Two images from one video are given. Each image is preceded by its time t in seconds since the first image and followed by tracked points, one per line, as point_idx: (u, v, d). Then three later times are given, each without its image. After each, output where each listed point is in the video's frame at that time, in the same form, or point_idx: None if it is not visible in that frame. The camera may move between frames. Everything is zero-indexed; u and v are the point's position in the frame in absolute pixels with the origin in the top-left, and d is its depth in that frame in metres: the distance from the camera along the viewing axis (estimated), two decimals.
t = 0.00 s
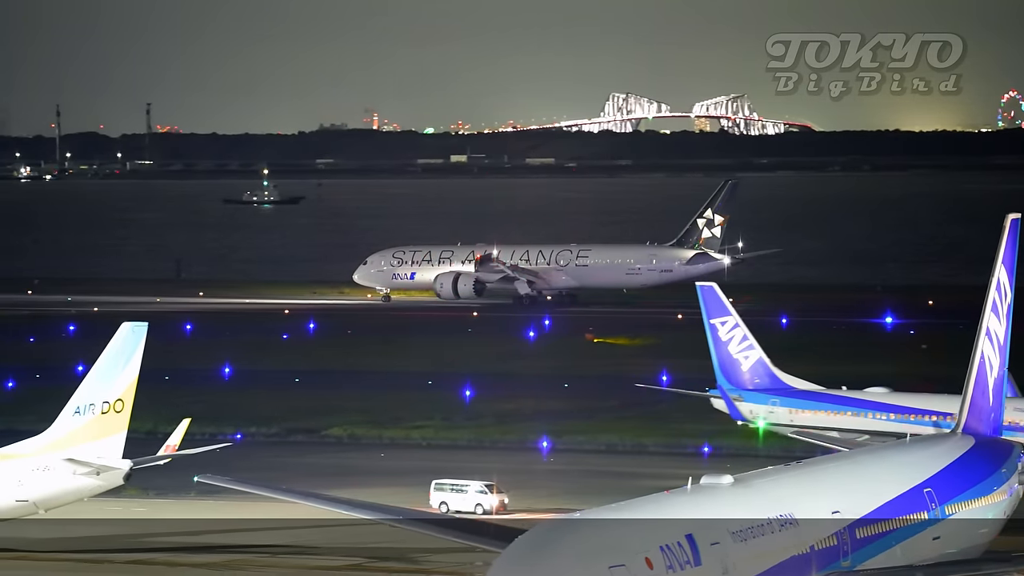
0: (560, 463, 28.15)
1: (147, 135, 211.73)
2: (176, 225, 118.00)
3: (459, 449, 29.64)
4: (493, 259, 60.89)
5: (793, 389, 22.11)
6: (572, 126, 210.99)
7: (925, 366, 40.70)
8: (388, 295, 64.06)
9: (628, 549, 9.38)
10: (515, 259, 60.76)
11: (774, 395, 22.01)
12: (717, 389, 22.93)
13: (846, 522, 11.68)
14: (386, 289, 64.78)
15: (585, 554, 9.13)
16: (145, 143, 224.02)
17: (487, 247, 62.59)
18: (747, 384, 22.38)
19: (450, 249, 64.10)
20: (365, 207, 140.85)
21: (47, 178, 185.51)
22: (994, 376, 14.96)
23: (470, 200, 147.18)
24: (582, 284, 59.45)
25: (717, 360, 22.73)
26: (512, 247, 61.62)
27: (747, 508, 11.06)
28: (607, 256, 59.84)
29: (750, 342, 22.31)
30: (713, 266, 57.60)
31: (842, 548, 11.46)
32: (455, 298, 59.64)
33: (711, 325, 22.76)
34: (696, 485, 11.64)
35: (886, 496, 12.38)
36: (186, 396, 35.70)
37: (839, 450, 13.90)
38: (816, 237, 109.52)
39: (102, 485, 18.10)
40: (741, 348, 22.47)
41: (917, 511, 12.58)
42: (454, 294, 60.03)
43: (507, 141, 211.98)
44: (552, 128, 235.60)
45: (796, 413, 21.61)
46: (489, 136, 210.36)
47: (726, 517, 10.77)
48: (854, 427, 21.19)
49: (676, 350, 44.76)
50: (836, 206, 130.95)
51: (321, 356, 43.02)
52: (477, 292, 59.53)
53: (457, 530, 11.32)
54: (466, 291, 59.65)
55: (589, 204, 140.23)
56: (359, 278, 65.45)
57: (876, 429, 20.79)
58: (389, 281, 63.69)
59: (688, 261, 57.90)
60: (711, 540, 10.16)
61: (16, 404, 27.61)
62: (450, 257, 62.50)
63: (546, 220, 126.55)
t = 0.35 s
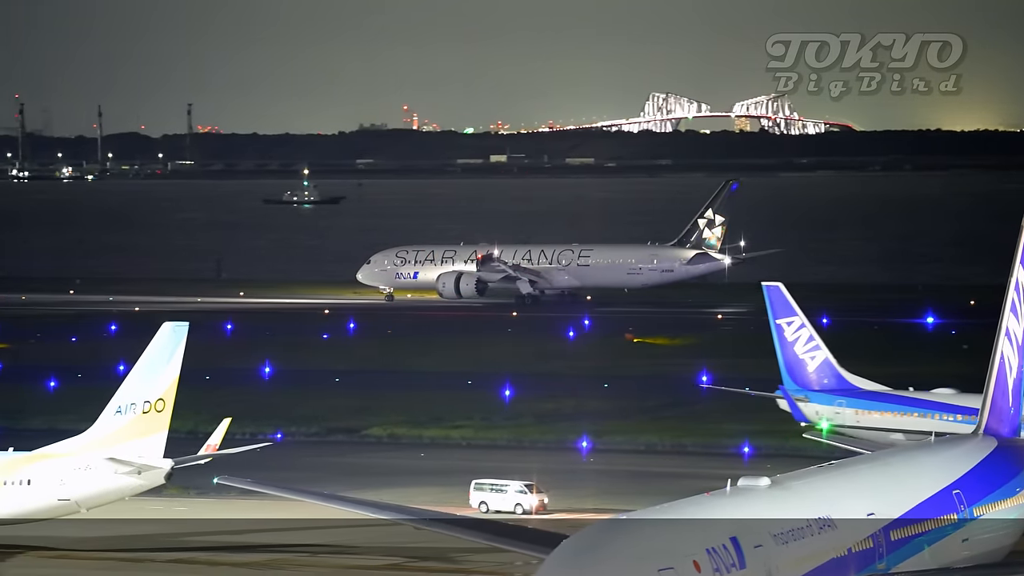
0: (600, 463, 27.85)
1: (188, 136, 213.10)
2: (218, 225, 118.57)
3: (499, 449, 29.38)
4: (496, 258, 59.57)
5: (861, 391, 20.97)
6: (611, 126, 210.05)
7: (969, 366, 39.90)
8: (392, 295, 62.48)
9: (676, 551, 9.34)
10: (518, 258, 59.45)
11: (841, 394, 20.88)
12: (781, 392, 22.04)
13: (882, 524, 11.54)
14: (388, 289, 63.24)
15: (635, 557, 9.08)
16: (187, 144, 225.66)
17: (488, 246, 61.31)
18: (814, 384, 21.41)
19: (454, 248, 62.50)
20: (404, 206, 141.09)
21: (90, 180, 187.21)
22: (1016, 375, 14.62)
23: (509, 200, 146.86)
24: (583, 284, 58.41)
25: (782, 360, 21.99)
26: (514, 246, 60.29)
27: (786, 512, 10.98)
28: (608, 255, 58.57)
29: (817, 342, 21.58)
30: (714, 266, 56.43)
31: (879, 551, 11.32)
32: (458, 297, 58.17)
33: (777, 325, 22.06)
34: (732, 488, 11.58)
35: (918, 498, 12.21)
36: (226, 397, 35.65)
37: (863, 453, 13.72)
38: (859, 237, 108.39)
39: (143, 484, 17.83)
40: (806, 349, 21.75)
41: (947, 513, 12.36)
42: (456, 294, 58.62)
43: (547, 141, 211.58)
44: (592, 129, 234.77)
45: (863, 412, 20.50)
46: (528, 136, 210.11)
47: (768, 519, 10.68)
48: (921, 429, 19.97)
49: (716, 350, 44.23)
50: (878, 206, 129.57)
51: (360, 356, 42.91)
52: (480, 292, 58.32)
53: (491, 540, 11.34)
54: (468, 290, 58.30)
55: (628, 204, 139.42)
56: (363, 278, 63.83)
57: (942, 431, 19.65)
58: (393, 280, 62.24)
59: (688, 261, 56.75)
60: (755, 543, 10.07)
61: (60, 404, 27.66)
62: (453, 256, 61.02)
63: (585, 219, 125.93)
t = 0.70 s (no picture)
0: (638, 463, 27.64)
1: (227, 137, 214.37)
2: (256, 226, 119.18)
3: (537, 449, 29.21)
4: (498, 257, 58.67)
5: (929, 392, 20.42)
6: (649, 126, 209.01)
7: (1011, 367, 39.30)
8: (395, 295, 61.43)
9: (724, 554, 9.87)
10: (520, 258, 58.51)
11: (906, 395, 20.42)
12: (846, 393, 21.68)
13: (914, 526, 12.36)
14: (389, 288, 62.18)
15: (685, 560, 9.62)
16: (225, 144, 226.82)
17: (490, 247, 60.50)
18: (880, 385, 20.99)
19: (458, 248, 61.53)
20: (441, 207, 141.10)
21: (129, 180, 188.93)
22: None
23: (547, 201, 146.55)
24: (584, 284, 57.43)
25: (847, 362, 21.60)
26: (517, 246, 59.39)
27: (825, 513, 11.64)
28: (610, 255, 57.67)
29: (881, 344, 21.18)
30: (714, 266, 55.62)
31: (912, 552, 12.15)
32: (460, 297, 57.34)
33: (842, 326, 21.71)
34: (775, 489, 12.19)
35: (946, 503, 13.05)
36: (264, 397, 35.62)
37: (894, 454, 14.62)
38: (899, 237, 107.30)
39: (180, 484, 17.60)
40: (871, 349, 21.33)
41: (975, 515, 13.28)
42: (456, 293, 57.73)
43: (583, 141, 210.97)
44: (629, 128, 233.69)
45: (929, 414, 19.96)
46: (565, 136, 209.63)
47: (806, 521, 11.24)
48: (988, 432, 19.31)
49: (755, 350, 43.82)
50: (919, 205, 128.18)
51: (396, 356, 42.82)
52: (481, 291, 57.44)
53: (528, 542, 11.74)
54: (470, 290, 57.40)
55: (666, 204, 138.69)
56: (365, 277, 62.76)
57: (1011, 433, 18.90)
58: (396, 280, 61.14)
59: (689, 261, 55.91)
60: (798, 545, 10.70)
61: (102, 403, 27.78)
62: (455, 255, 59.99)
63: (623, 220, 125.40)
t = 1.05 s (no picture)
0: (672, 462, 27.42)
1: (262, 138, 215.52)
2: (292, 226, 119.71)
3: (573, 449, 29.04)
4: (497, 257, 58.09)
5: (993, 393, 20.00)
6: (683, 125, 208.04)
7: None
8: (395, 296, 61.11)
9: (769, 558, 9.69)
10: (519, 258, 57.88)
11: (969, 398, 20.00)
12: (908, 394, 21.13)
13: (946, 528, 12.12)
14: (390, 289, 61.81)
15: (730, 565, 9.44)
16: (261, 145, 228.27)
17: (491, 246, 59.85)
18: (943, 387, 20.49)
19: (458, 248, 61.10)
20: (475, 207, 141.31)
21: (166, 180, 190.45)
22: None
23: (581, 200, 146.19)
24: (584, 284, 56.81)
25: (909, 363, 20.99)
26: (515, 246, 58.74)
27: (860, 515, 11.38)
28: (609, 255, 57.12)
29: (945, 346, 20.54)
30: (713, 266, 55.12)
31: (944, 555, 11.93)
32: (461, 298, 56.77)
33: (904, 327, 21.06)
34: (809, 491, 11.89)
35: (977, 502, 12.86)
36: (299, 397, 35.65)
37: (915, 455, 14.35)
38: (937, 237, 106.37)
39: (216, 484, 17.54)
40: (934, 351, 20.72)
41: (1002, 516, 13.04)
42: (457, 294, 57.23)
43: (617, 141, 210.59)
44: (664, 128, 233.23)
45: (994, 416, 19.57)
46: (599, 137, 209.50)
47: (846, 523, 11.07)
48: None
49: (790, 350, 43.43)
50: (958, 205, 127.03)
51: (430, 356, 42.77)
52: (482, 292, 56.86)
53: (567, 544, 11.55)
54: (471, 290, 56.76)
55: (701, 204, 138.01)
56: (365, 278, 62.45)
57: None
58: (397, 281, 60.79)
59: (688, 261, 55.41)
60: (840, 548, 10.47)
61: (138, 403, 27.86)
62: (457, 255, 59.55)
63: (658, 220, 124.88)
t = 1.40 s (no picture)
0: (705, 463, 27.21)
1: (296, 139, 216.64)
2: (326, 226, 120.20)
3: (604, 449, 28.87)
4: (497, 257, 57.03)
5: None
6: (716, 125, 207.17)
7: None
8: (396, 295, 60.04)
9: (816, 563, 9.46)
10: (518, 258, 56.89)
11: None
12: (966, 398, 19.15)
13: (979, 532, 11.89)
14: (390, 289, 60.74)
15: (776, 571, 9.21)
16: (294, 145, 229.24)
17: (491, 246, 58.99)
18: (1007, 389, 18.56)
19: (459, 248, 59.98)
20: (507, 207, 141.30)
21: (200, 181, 191.80)
22: None
23: (613, 201, 145.82)
24: (583, 284, 55.87)
25: (971, 365, 18.96)
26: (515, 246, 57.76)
27: (896, 517, 11.14)
28: (609, 255, 56.23)
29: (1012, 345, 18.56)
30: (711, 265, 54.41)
31: (978, 558, 11.70)
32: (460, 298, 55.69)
33: (965, 328, 18.98)
34: (840, 495, 11.63)
35: (1008, 504, 12.65)
36: (334, 397, 35.72)
37: (939, 456, 14.13)
38: (974, 237, 105.34)
39: (250, 484, 17.53)
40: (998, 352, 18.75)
41: None
42: (456, 294, 56.55)
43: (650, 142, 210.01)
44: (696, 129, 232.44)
45: None
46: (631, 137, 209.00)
47: (885, 525, 10.84)
48: None
49: (824, 350, 43.08)
50: (995, 205, 125.69)
51: (462, 356, 42.69)
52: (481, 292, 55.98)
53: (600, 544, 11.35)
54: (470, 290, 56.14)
55: (734, 204, 137.27)
56: (365, 276, 61.31)
57: None
58: (397, 281, 59.64)
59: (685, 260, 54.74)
60: (881, 552, 10.27)
61: (173, 403, 27.95)
62: (457, 256, 58.44)
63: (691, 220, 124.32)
